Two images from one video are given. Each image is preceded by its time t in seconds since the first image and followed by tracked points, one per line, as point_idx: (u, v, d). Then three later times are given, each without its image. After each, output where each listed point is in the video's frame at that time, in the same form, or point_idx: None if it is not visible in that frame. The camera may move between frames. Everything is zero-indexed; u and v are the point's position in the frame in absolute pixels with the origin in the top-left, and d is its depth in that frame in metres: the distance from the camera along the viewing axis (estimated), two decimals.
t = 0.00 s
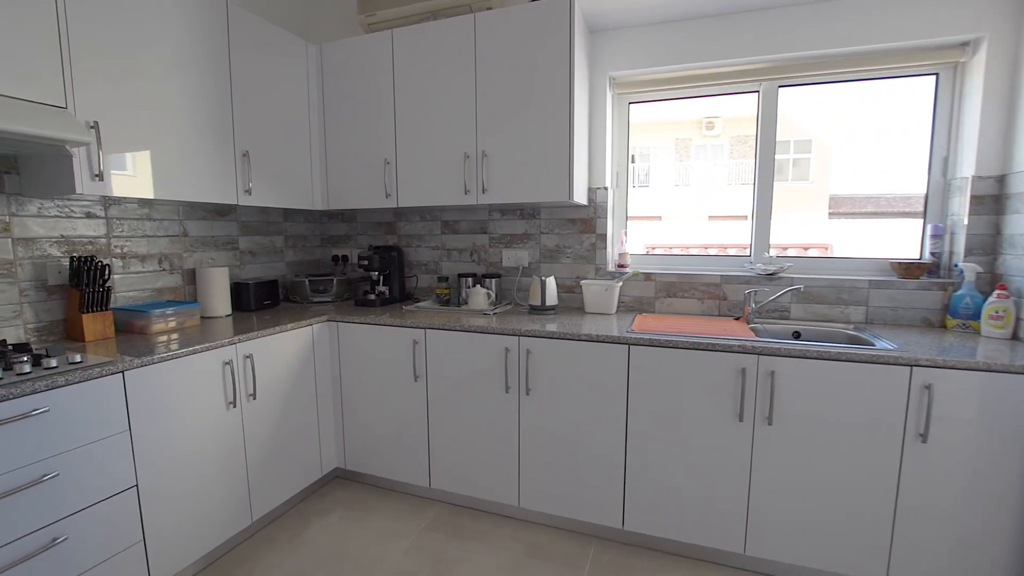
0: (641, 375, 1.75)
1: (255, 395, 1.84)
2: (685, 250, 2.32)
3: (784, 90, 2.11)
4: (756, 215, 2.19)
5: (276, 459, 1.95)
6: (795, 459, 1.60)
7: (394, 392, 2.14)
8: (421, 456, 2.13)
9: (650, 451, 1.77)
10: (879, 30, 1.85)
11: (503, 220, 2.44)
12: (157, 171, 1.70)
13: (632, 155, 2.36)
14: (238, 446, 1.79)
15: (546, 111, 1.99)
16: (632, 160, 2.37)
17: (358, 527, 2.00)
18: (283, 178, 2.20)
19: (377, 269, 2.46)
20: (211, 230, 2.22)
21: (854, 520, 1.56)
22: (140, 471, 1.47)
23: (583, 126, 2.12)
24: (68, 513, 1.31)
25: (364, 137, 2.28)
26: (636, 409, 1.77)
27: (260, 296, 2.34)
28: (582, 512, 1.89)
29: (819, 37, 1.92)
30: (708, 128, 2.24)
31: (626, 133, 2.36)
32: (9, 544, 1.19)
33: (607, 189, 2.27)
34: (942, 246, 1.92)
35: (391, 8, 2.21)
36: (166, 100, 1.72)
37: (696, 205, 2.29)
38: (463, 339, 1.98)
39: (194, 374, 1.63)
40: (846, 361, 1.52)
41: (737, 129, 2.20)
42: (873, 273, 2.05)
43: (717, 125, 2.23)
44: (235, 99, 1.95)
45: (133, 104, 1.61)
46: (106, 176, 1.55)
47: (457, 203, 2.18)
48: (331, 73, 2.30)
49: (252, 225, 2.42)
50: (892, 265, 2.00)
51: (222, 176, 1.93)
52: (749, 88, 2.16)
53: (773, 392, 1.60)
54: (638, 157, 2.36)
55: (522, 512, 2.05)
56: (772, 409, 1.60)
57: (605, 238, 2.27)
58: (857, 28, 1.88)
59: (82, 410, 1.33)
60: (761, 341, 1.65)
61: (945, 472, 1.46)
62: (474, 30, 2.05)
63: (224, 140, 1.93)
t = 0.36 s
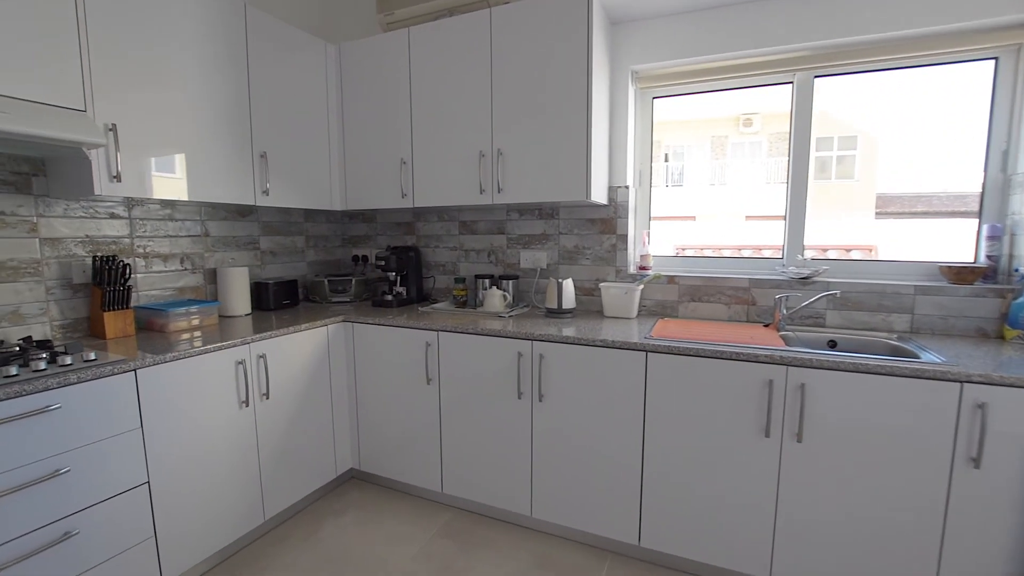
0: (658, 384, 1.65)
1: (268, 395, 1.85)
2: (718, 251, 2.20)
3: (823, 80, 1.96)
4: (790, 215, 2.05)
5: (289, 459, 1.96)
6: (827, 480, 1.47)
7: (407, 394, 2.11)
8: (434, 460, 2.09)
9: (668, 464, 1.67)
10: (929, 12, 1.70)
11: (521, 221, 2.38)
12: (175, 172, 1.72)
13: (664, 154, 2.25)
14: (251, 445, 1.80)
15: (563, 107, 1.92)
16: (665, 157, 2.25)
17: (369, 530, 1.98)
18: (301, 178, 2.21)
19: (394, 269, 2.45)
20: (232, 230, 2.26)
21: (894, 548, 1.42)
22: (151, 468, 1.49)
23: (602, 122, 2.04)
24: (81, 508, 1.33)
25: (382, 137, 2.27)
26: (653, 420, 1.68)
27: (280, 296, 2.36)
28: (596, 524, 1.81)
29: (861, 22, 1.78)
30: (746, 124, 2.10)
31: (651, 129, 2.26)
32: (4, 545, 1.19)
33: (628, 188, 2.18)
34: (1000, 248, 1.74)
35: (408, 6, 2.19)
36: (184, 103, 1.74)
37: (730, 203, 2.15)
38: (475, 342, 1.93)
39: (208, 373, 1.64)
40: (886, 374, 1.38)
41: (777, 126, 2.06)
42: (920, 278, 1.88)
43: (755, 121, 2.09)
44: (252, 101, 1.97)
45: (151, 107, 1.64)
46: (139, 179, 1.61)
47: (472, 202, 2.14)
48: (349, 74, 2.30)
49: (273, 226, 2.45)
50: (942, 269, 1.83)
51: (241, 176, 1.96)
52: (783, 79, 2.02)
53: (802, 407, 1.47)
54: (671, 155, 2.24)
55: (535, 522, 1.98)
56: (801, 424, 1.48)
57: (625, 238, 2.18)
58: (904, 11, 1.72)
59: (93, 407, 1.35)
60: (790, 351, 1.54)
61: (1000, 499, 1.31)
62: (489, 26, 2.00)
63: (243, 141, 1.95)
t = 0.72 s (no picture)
0: (681, 394, 1.53)
1: (286, 393, 1.85)
2: (757, 253, 2.06)
3: (874, 65, 1.80)
4: (834, 214, 1.90)
5: (306, 458, 1.96)
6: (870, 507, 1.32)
7: (425, 396, 2.08)
8: (450, 464, 2.05)
9: (691, 481, 1.55)
10: None
11: (544, 220, 2.31)
12: (198, 172, 1.75)
13: (702, 151, 2.13)
14: (268, 443, 1.81)
15: (585, 101, 1.84)
16: (702, 154, 2.13)
17: (383, 533, 1.96)
18: (323, 178, 2.22)
19: (415, 269, 2.43)
20: (258, 230, 2.29)
21: None
22: (168, 463, 1.52)
23: (628, 117, 1.95)
24: (100, 500, 1.36)
25: (403, 136, 2.25)
26: (676, 433, 1.56)
27: (303, 295, 2.39)
28: (614, 540, 1.72)
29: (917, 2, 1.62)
30: (791, 120, 1.96)
31: (685, 124, 2.15)
32: (18, 536, 1.21)
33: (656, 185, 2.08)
34: None
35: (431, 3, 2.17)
36: (206, 104, 1.76)
37: (769, 201, 2.02)
38: (491, 345, 1.88)
39: (225, 371, 1.66)
40: (941, 391, 1.22)
41: (825, 121, 1.90)
42: (982, 283, 1.70)
43: (801, 117, 1.94)
44: (275, 101, 1.99)
45: (176, 109, 1.67)
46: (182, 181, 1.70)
47: (492, 201, 2.09)
48: (373, 73, 2.29)
49: (298, 225, 2.48)
50: (1008, 273, 1.64)
51: (263, 177, 1.97)
52: (828, 66, 1.88)
53: (843, 425, 1.32)
54: (711, 153, 2.12)
55: (551, 533, 1.90)
56: (841, 444, 1.33)
57: (652, 239, 2.08)
58: None
59: (112, 402, 1.38)
60: (831, 362, 1.38)
61: None
62: (510, 19, 1.94)
63: (265, 141, 1.97)
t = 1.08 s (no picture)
0: (710, 405, 1.42)
1: (303, 391, 1.84)
2: (799, 253, 1.91)
3: (936, 47, 1.63)
4: (885, 212, 1.73)
5: (322, 456, 1.94)
6: (925, 537, 1.17)
7: (443, 397, 2.04)
8: (467, 466, 2.00)
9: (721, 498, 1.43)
10: None
11: (569, 217, 2.23)
12: (218, 168, 1.76)
13: (743, 147, 1.99)
14: (285, 440, 1.80)
15: (610, 91, 1.74)
16: (742, 151, 1.99)
17: (398, 535, 1.92)
18: (345, 175, 2.20)
19: (436, 267, 2.39)
20: (282, 227, 2.30)
21: None
22: (185, 458, 1.51)
23: (656, 108, 1.84)
24: (116, 493, 1.37)
25: (426, 132, 2.22)
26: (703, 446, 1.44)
27: (327, 292, 2.39)
28: (635, 556, 1.61)
29: None
30: (839, 114, 1.81)
31: (722, 118, 2.02)
32: (35, 526, 1.23)
33: (687, 179, 1.95)
34: None
35: None
36: (227, 102, 1.77)
37: (815, 199, 1.87)
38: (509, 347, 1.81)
39: (243, 367, 1.65)
40: (1011, 409, 1.07)
41: (876, 114, 1.75)
42: None
43: (851, 110, 1.79)
44: (297, 98, 1.99)
45: (198, 107, 1.69)
46: (222, 182, 1.77)
47: (513, 196, 2.02)
48: (396, 69, 2.27)
49: (323, 223, 2.49)
50: None
51: (285, 173, 1.98)
52: (879, 48, 1.71)
53: (893, 444, 1.18)
54: (752, 149, 1.97)
55: (570, 544, 1.82)
56: (891, 466, 1.19)
57: (682, 236, 1.96)
58: None
59: (128, 396, 1.38)
60: (879, 373, 1.24)
61: None
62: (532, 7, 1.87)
63: (287, 138, 1.97)
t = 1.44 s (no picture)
0: (743, 420, 1.29)
1: (318, 391, 1.82)
2: (846, 253, 1.74)
3: (1009, 25, 1.44)
4: (947, 208, 1.55)
5: (338, 458, 1.91)
6: None
7: (460, 400, 1.98)
8: (485, 473, 1.93)
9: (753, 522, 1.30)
10: None
11: (594, 215, 2.13)
12: (236, 166, 1.74)
13: (786, 143, 1.83)
14: (300, 441, 1.78)
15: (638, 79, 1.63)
16: (784, 146, 1.83)
17: (413, 541, 1.87)
18: (365, 172, 2.17)
19: (457, 266, 2.33)
20: (304, 225, 2.30)
21: None
22: (197, 457, 1.51)
23: (688, 97, 1.71)
24: (129, 491, 1.37)
25: (447, 127, 2.16)
26: (734, 464, 1.32)
27: (347, 290, 2.37)
28: None
29: None
30: (890, 106, 1.64)
31: (762, 110, 1.87)
32: (48, 522, 1.23)
33: (721, 173, 1.82)
34: None
35: None
36: (245, 98, 1.75)
37: (865, 197, 1.69)
38: (528, 350, 1.72)
39: (258, 367, 1.64)
40: None
41: (934, 105, 1.57)
42: None
43: (902, 103, 1.62)
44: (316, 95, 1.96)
45: (217, 104, 1.68)
46: (259, 183, 1.82)
47: (535, 192, 1.93)
48: (418, 63, 2.22)
49: (345, 221, 2.47)
50: None
51: (303, 171, 1.95)
52: (943, 24, 1.54)
53: (958, 472, 1.04)
54: (795, 144, 1.81)
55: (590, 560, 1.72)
56: (955, 497, 1.04)
57: (716, 235, 1.82)
58: None
59: (141, 394, 1.37)
60: (942, 390, 1.09)
61: None
62: None
63: (306, 135, 1.95)
